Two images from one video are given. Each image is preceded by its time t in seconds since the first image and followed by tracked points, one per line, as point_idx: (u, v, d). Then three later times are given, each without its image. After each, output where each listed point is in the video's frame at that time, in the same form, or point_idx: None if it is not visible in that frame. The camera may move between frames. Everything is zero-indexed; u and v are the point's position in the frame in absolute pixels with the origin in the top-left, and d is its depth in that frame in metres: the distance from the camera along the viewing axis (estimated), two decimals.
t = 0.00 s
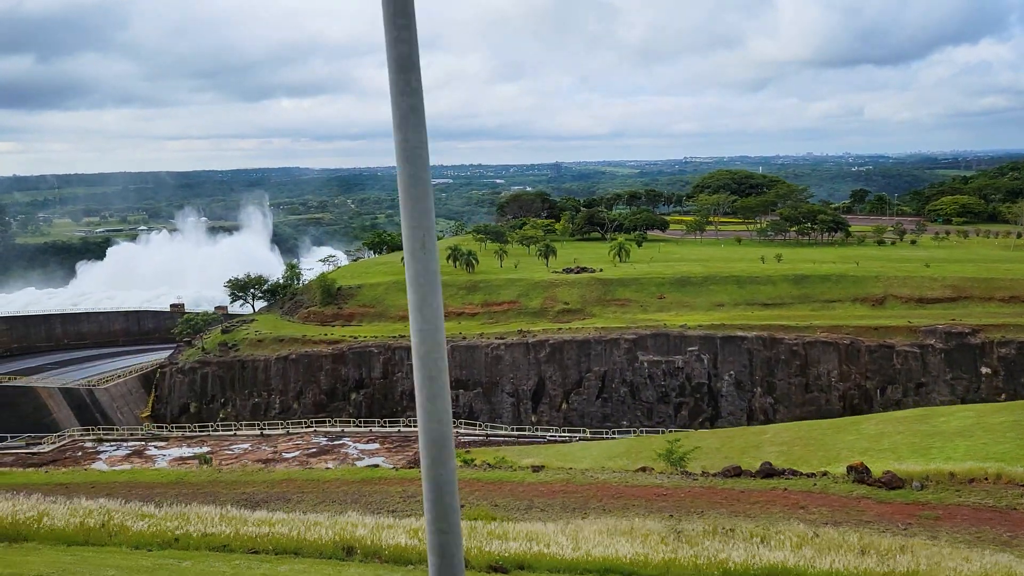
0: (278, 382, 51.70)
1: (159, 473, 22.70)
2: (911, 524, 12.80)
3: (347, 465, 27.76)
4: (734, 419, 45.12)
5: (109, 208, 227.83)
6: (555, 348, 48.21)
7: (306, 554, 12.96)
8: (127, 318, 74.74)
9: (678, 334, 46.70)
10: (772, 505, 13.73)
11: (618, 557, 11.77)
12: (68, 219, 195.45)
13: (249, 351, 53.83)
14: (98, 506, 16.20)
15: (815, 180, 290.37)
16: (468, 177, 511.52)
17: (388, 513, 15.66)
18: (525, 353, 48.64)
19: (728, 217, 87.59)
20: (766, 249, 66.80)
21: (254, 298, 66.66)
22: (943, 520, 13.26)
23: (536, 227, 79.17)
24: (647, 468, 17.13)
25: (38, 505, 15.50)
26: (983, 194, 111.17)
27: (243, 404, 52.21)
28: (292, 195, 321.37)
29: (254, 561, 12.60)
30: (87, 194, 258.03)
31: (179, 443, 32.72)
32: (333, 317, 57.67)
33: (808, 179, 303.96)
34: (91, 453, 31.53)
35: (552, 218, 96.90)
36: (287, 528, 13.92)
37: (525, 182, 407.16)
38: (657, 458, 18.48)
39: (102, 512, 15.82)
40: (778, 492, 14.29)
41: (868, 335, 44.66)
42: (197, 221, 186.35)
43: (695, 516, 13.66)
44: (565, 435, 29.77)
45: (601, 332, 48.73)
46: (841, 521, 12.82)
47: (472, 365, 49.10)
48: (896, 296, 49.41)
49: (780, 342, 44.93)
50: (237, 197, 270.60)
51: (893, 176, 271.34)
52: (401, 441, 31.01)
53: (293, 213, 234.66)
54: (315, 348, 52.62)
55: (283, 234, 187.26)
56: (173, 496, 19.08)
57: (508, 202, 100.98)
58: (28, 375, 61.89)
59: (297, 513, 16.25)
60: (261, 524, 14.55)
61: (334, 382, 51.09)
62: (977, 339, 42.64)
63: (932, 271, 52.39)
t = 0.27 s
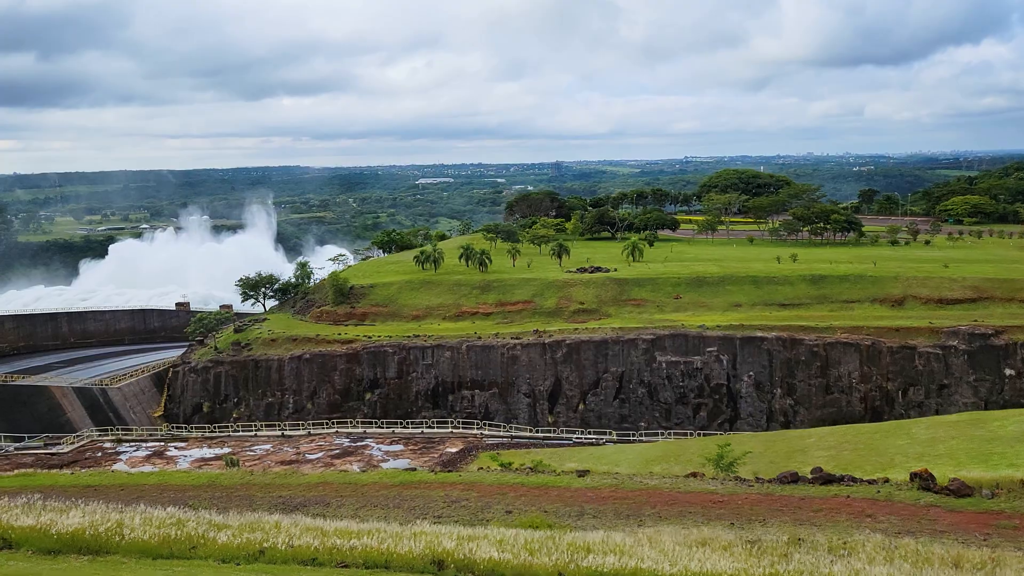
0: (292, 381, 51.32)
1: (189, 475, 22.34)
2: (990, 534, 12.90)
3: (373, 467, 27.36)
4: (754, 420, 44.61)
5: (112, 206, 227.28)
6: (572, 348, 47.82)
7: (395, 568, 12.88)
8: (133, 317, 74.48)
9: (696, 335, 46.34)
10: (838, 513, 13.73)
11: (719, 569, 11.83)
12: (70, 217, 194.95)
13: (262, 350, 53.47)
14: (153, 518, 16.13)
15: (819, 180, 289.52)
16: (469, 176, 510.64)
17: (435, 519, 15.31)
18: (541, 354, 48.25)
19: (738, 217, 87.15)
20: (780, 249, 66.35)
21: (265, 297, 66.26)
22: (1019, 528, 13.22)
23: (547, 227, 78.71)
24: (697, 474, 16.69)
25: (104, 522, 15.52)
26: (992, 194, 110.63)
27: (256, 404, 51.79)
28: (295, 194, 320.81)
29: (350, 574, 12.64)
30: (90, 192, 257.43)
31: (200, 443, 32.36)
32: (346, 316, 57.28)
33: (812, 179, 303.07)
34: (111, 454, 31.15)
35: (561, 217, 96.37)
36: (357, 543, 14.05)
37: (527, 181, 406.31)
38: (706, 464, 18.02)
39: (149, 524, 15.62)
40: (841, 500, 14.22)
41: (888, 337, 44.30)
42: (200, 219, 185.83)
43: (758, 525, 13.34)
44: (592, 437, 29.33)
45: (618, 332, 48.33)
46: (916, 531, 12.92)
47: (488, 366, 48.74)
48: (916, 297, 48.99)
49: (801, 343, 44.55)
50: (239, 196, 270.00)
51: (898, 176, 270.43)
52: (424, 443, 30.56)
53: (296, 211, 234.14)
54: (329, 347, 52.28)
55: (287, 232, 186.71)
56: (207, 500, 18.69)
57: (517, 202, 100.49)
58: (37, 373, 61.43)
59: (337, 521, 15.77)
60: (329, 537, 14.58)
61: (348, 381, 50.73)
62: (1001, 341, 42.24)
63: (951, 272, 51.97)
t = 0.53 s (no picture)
0: (306, 382, 50.95)
1: (219, 479, 21.96)
2: None
3: (399, 471, 26.97)
4: (774, 423, 44.22)
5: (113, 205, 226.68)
6: (589, 349, 47.43)
7: None
8: (138, 317, 74.13)
9: (715, 336, 45.95)
10: (907, 523, 13.84)
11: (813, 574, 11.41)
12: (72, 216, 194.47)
13: (275, 350, 53.16)
14: (197, 527, 15.79)
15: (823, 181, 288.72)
16: (471, 176, 510.05)
17: (484, 526, 14.93)
18: (558, 355, 47.86)
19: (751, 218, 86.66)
20: (794, 249, 65.95)
21: (276, 297, 65.83)
22: None
23: (557, 226, 78.25)
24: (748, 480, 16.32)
25: (153, 532, 15.13)
26: (1002, 195, 110.05)
27: (269, 405, 51.40)
28: (297, 194, 320.37)
29: None
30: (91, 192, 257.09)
31: (220, 445, 32.01)
32: (359, 316, 56.91)
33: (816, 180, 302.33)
34: (131, 456, 30.82)
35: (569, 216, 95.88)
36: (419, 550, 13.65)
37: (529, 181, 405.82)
38: (756, 470, 17.77)
39: (192, 534, 15.28)
40: (910, 509, 14.49)
41: (911, 339, 43.97)
42: (204, 219, 185.45)
43: (826, 534, 12.99)
44: (619, 440, 28.96)
45: (636, 333, 47.93)
46: (990, 540, 13.08)
47: (504, 367, 48.37)
48: (936, 298, 48.62)
49: (821, 345, 44.22)
50: (242, 195, 269.47)
51: (903, 177, 269.48)
52: (448, 446, 30.16)
53: (299, 211, 233.60)
54: (343, 348, 51.96)
55: (290, 232, 186.22)
56: (242, 506, 18.34)
57: (525, 202, 100.01)
58: (46, 373, 60.95)
59: (378, 529, 15.31)
60: (387, 546, 14.28)
61: (363, 382, 50.37)
62: None
63: (970, 273, 51.53)
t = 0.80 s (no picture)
0: (320, 383, 50.56)
1: (250, 482, 21.57)
2: None
3: (426, 475, 26.61)
4: (794, 426, 43.84)
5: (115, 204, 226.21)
6: (607, 351, 47.03)
7: None
8: (144, 316, 73.68)
9: (735, 338, 45.58)
10: (980, 531, 14.02)
11: None
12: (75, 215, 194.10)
13: (289, 351, 52.80)
14: (239, 536, 15.38)
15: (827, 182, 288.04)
16: (472, 176, 509.56)
17: (537, 537, 14.50)
18: (575, 356, 47.47)
19: (762, 219, 86.29)
20: (808, 250, 65.57)
21: (287, 297, 65.45)
22: None
23: (568, 226, 77.86)
24: (804, 488, 16.20)
25: (198, 546, 14.78)
26: (1012, 196, 109.52)
27: (283, 406, 51.02)
28: (300, 194, 320.15)
29: None
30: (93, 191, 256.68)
31: (242, 447, 31.69)
32: (372, 316, 56.56)
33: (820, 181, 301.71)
34: (152, 459, 30.50)
35: (578, 216, 95.48)
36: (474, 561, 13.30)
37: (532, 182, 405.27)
38: (811, 476, 17.82)
39: (236, 544, 14.90)
40: (979, 518, 14.68)
41: (933, 341, 43.61)
42: (208, 219, 185.15)
43: (897, 544, 12.93)
44: (648, 443, 28.59)
45: (654, 335, 47.51)
46: None
47: (521, 369, 47.98)
48: (956, 300, 48.26)
49: (842, 347, 43.87)
50: (245, 194, 269.13)
51: (907, 177, 268.80)
52: (473, 449, 29.77)
53: (302, 211, 233.23)
54: (357, 348, 51.59)
55: (294, 232, 185.87)
56: (280, 513, 17.99)
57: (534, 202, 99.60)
58: (55, 373, 60.46)
59: (423, 540, 14.87)
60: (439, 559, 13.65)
61: (377, 383, 49.98)
62: None
63: (990, 275, 51.15)
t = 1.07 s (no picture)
0: (335, 384, 50.20)
1: (284, 486, 21.24)
2: None
3: (454, 479, 26.23)
4: (815, 429, 43.42)
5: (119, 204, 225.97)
6: (625, 352, 46.63)
7: None
8: (150, 316, 73.26)
9: (755, 340, 45.17)
10: None
11: None
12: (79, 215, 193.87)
13: (303, 351, 52.47)
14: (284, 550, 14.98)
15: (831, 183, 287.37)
16: (474, 176, 509.20)
17: (590, 548, 14.09)
18: (593, 358, 47.09)
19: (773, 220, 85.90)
20: (824, 252, 65.17)
21: (299, 297, 65.10)
22: None
23: (579, 227, 77.46)
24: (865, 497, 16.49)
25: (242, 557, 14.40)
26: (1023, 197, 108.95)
27: (298, 407, 50.69)
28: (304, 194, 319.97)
29: None
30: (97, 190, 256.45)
31: (264, 450, 31.35)
32: (386, 317, 56.23)
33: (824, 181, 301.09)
34: (175, 461, 30.15)
35: (588, 217, 95.05)
36: (533, 565, 12.94)
37: (536, 182, 404.84)
38: (868, 483, 17.96)
39: (281, 557, 14.51)
40: None
41: (956, 343, 43.22)
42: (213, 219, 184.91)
43: (971, 557, 13.15)
44: (678, 447, 28.20)
45: (672, 336, 47.11)
46: None
47: (538, 371, 47.59)
48: (978, 302, 47.85)
49: (864, 349, 43.49)
50: (249, 194, 268.95)
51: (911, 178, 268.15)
52: (499, 453, 29.38)
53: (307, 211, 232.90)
54: (372, 349, 51.23)
55: (300, 232, 185.56)
56: (319, 520, 17.61)
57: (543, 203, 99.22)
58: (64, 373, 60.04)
59: (470, 550, 14.46)
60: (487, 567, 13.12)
61: (393, 384, 49.59)
62: None
63: (1010, 276, 50.74)
